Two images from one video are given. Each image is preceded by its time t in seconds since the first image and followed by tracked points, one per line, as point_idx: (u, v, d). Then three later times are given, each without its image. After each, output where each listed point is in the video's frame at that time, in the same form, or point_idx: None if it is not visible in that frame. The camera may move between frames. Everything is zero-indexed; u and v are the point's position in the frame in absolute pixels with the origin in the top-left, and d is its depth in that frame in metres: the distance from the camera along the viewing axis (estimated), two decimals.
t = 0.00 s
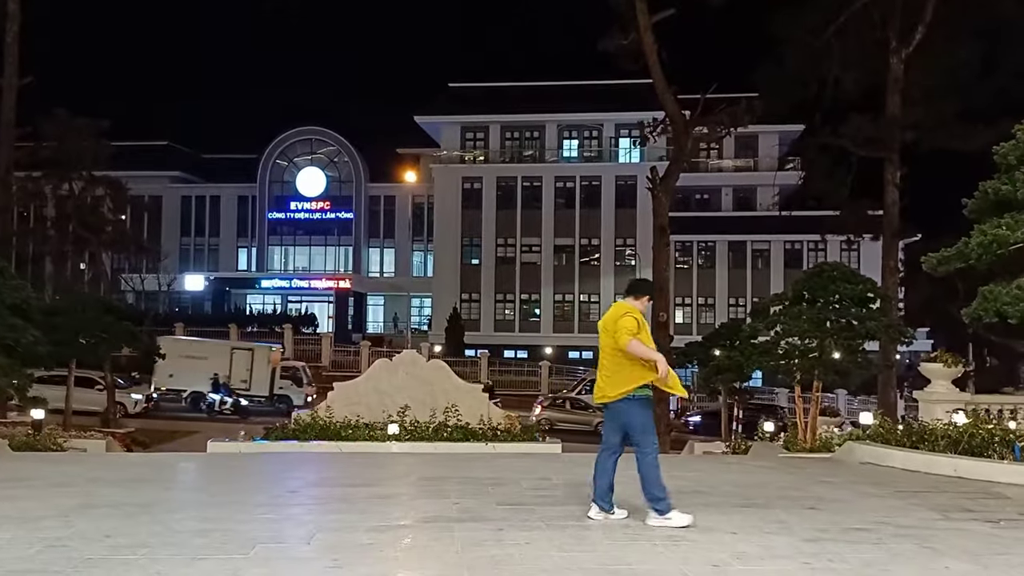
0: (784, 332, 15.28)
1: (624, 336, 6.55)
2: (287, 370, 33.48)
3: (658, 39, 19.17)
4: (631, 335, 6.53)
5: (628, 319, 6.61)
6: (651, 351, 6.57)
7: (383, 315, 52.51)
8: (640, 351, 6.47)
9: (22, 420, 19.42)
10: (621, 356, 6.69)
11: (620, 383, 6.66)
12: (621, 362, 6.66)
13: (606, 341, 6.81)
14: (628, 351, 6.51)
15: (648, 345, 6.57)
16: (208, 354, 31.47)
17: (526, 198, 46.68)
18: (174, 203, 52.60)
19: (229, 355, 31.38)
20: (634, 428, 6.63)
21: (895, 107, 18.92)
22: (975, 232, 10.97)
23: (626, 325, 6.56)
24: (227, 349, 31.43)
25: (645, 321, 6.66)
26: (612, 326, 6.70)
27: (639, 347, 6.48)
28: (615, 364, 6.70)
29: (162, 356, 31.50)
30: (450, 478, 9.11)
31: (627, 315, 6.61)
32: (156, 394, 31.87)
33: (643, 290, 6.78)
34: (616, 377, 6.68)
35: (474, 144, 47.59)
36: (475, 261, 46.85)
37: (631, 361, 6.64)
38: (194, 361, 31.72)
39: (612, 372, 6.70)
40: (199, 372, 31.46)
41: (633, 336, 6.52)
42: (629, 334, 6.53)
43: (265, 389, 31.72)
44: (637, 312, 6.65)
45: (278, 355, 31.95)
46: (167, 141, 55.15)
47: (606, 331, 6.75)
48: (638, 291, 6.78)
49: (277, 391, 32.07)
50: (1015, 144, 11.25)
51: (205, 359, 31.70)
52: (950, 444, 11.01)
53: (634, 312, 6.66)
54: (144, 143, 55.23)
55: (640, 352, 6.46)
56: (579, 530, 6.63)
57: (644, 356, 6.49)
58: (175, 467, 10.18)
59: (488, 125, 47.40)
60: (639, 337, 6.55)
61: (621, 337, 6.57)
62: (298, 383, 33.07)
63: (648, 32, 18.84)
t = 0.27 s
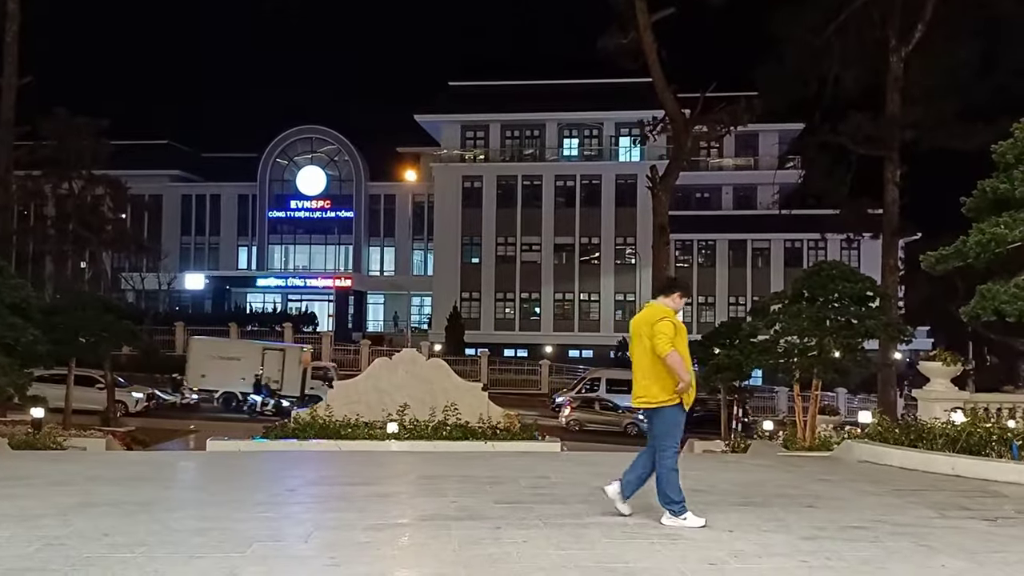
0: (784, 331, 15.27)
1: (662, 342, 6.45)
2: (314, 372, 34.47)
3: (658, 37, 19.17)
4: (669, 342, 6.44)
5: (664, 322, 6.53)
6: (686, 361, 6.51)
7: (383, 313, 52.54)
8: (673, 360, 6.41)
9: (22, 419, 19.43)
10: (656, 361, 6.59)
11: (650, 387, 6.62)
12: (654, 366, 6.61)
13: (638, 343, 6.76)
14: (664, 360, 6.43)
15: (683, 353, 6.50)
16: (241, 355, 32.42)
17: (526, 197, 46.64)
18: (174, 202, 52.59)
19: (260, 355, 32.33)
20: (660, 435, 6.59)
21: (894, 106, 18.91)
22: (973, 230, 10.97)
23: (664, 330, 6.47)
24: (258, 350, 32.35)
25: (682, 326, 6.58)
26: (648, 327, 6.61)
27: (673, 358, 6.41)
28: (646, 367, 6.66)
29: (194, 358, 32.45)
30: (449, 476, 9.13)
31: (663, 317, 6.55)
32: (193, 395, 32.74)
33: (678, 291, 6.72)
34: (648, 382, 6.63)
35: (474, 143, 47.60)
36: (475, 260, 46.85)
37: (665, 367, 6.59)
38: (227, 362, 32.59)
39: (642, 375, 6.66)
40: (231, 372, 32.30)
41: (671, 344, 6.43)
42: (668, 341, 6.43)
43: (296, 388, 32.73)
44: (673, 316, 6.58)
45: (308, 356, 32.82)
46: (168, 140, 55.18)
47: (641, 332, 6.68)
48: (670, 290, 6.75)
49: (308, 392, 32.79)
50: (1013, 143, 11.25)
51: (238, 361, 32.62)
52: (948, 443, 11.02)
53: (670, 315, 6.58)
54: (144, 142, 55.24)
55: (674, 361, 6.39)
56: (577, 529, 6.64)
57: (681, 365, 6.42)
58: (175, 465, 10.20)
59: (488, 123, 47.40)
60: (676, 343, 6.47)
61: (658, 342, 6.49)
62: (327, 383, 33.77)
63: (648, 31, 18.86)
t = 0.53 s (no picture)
0: (784, 329, 15.25)
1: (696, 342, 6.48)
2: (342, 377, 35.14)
3: (658, 36, 19.17)
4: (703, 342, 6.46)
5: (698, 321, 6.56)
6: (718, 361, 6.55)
7: (383, 312, 52.54)
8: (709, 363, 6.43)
9: (22, 417, 19.46)
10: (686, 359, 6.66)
11: (678, 383, 6.67)
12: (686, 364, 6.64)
13: (668, 335, 6.77)
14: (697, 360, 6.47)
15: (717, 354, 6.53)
16: (274, 355, 33.21)
17: (526, 195, 46.65)
18: (174, 200, 52.59)
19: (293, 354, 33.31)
20: (680, 432, 6.64)
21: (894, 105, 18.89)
22: (972, 229, 10.98)
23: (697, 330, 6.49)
24: (290, 350, 33.22)
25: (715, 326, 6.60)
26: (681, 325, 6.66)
27: (709, 359, 6.43)
28: (675, 363, 6.69)
29: (227, 356, 33.22)
30: (448, 474, 9.14)
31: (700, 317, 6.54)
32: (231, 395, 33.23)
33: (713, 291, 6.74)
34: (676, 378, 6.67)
35: (475, 141, 47.65)
36: (475, 258, 46.84)
37: (697, 365, 6.64)
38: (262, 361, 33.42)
39: (671, 370, 6.70)
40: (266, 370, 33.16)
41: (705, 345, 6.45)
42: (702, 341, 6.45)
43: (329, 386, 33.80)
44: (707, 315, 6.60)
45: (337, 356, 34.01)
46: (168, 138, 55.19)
47: (674, 328, 6.71)
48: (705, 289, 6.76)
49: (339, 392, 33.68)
50: (1013, 141, 11.26)
51: (270, 360, 33.46)
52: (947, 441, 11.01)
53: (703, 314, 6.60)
54: (145, 140, 55.25)
55: (708, 362, 6.42)
56: (576, 527, 6.65)
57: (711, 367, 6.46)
58: (175, 463, 10.22)
59: (489, 122, 47.43)
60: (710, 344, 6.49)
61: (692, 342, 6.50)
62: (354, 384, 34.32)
63: (648, 29, 18.86)
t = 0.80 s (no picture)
0: (785, 328, 15.26)
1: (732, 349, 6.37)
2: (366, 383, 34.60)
3: (659, 35, 19.18)
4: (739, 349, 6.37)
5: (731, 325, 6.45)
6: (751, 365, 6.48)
7: (384, 310, 52.53)
8: (746, 369, 6.36)
9: (22, 415, 19.50)
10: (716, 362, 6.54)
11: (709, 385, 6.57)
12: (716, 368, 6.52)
13: (699, 339, 6.64)
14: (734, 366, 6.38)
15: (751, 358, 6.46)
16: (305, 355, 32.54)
17: (527, 194, 46.71)
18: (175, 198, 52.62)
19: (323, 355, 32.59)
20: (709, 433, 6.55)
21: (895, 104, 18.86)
22: (972, 228, 10.98)
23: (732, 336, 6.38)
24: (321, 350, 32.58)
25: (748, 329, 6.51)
26: (712, 328, 6.54)
27: (745, 366, 6.36)
28: (706, 366, 6.58)
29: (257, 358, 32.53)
30: (449, 472, 9.15)
31: (737, 323, 6.43)
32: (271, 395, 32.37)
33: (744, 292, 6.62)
34: (707, 379, 6.55)
35: (476, 140, 47.68)
36: (476, 257, 46.84)
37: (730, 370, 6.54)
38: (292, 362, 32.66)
39: (702, 373, 6.59)
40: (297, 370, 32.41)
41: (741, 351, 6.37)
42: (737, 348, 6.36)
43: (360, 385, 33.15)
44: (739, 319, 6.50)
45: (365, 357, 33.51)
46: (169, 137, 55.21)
47: (705, 332, 6.57)
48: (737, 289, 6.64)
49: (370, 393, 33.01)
50: (1012, 140, 11.27)
51: (300, 361, 32.66)
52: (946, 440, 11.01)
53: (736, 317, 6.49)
54: (145, 139, 55.26)
55: (745, 370, 6.35)
56: (576, 525, 6.65)
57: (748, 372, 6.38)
58: (175, 461, 10.22)
59: (490, 121, 47.45)
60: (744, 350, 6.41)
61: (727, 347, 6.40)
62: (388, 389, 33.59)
63: (649, 28, 18.86)
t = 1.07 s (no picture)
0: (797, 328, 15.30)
1: (767, 343, 6.45)
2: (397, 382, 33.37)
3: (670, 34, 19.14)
4: (773, 343, 6.43)
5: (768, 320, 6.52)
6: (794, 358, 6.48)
7: (394, 309, 52.62)
8: (784, 363, 6.39)
9: (36, 413, 19.64)
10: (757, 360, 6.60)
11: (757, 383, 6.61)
12: (758, 365, 6.58)
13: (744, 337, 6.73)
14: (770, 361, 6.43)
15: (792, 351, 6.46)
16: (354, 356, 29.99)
17: (537, 193, 46.74)
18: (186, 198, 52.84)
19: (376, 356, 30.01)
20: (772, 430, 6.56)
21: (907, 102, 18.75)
22: (985, 226, 10.93)
23: (766, 330, 6.46)
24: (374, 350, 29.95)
25: (789, 321, 6.53)
26: (750, 325, 6.62)
27: (782, 359, 6.39)
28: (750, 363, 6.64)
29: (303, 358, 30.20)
30: (460, 471, 9.17)
31: (772, 318, 6.48)
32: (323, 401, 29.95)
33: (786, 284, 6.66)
34: (755, 377, 6.60)
35: (486, 139, 47.70)
36: (485, 256, 46.84)
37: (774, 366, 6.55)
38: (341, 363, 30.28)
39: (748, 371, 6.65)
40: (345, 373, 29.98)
41: (775, 345, 6.42)
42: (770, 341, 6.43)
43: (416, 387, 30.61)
44: (779, 312, 6.54)
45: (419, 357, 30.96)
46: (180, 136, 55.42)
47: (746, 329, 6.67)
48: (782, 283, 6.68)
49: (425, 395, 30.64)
50: None
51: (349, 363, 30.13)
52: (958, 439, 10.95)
53: (775, 311, 6.54)
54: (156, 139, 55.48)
55: (782, 363, 6.38)
56: (587, 523, 6.66)
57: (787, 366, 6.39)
58: (187, 459, 10.28)
59: (499, 120, 47.47)
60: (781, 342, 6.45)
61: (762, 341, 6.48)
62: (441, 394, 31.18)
63: (660, 27, 18.82)
